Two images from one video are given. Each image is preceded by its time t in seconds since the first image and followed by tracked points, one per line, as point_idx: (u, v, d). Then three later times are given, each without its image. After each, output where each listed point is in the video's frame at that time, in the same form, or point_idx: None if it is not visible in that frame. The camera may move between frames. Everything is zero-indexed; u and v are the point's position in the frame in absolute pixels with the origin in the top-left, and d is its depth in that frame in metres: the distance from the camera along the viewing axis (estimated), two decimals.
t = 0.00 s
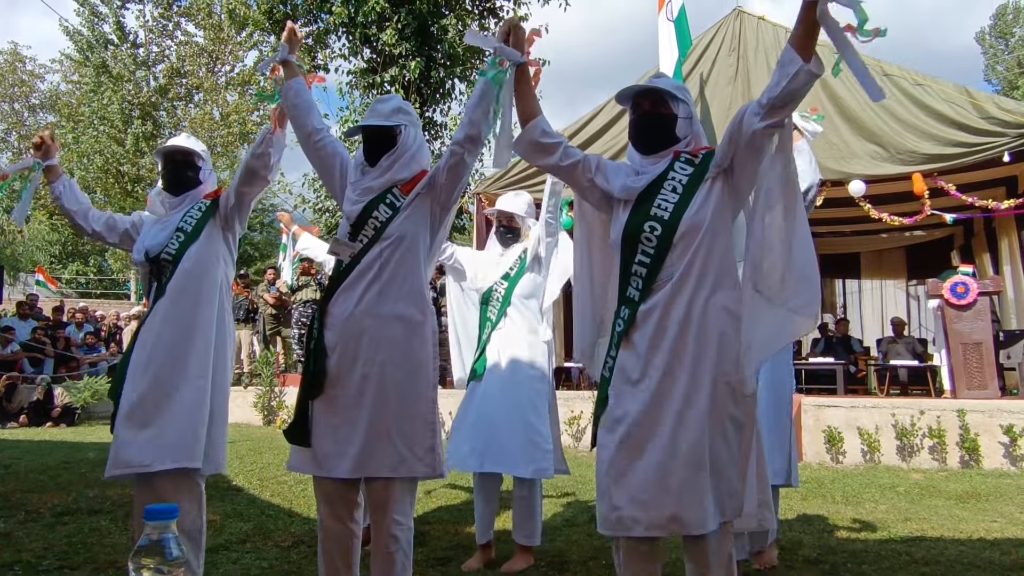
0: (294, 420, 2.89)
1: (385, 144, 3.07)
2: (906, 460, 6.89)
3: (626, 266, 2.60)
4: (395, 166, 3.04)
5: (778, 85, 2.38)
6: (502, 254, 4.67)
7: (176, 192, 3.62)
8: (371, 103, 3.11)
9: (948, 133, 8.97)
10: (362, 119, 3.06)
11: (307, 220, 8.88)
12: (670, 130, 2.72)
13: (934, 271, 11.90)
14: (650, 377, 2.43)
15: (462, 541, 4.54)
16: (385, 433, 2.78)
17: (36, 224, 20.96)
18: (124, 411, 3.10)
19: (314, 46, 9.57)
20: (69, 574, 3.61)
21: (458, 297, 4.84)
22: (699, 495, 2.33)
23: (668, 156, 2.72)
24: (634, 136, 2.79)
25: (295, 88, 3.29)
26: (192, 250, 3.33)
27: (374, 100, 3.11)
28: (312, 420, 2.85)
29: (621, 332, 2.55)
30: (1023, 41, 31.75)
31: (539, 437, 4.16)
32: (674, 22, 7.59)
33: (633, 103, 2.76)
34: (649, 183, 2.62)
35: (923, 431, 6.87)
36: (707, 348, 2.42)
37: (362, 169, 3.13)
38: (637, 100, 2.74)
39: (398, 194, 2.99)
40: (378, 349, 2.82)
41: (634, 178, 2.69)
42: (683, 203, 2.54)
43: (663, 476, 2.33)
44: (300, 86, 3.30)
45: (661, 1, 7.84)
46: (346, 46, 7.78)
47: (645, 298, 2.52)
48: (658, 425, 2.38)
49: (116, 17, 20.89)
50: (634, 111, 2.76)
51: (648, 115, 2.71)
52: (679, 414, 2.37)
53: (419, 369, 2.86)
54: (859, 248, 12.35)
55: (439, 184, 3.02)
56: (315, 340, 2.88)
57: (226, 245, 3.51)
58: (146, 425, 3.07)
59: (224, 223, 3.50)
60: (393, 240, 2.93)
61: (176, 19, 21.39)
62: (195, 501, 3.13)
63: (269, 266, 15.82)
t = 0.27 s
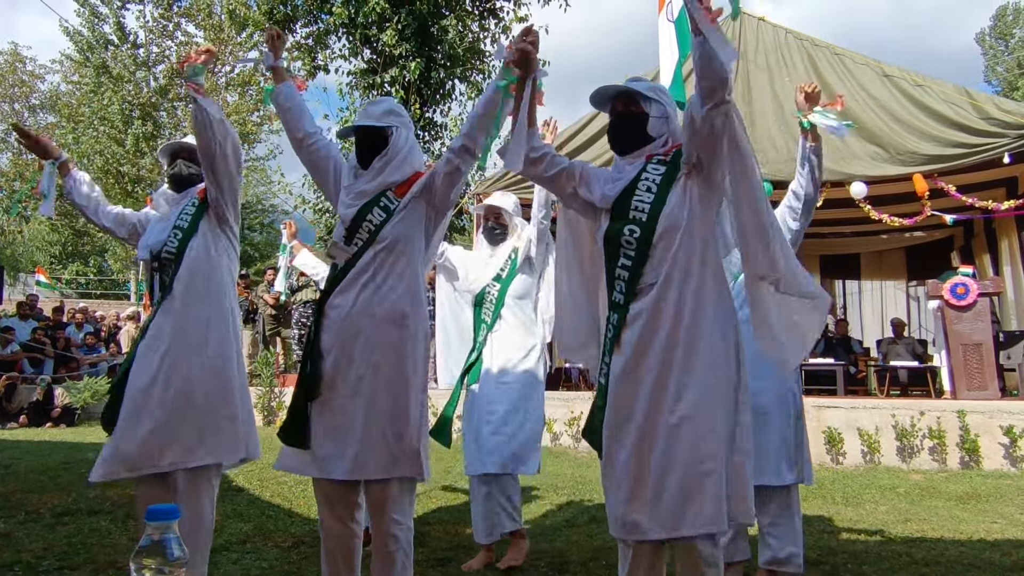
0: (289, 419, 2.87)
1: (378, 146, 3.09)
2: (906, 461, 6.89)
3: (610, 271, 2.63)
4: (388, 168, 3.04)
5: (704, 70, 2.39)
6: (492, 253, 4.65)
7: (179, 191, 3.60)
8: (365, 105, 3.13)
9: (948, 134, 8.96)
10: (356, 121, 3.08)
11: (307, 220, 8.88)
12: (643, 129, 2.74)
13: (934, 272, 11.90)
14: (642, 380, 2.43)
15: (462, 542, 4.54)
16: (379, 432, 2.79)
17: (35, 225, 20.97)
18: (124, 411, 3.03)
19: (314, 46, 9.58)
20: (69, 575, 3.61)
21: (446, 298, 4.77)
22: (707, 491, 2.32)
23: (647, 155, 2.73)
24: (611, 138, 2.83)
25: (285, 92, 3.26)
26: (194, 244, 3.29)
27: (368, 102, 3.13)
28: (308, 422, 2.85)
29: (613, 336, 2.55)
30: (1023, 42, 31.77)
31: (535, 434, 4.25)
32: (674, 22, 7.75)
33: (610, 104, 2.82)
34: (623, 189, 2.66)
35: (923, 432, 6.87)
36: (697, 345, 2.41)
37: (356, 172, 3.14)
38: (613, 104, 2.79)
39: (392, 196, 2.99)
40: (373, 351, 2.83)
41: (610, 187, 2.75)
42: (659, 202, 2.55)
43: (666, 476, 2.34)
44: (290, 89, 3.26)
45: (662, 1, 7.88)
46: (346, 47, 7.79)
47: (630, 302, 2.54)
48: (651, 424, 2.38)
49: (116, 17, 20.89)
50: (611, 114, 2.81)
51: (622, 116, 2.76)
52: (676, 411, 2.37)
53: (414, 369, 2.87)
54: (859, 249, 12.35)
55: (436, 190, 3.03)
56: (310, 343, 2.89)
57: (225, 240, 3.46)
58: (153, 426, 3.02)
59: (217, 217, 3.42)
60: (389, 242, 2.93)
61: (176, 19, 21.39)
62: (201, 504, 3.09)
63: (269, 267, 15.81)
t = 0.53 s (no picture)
0: (288, 424, 2.87)
1: (352, 144, 3.14)
2: (906, 461, 6.88)
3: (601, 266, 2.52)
4: (361, 163, 3.08)
5: (608, 57, 2.43)
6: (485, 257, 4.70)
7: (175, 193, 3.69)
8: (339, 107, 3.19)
9: (948, 135, 8.96)
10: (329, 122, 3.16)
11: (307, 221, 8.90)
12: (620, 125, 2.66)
13: (934, 273, 11.90)
14: (643, 376, 2.32)
15: (461, 542, 4.54)
16: (378, 425, 2.78)
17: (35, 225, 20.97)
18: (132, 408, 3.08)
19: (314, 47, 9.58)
20: None
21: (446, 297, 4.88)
22: (720, 487, 2.20)
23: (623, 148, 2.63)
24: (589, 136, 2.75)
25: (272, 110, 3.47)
26: (178, 234, 3.31)
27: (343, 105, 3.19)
28: (310, 417, 2.86)
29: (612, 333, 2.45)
30: (1023, 43, 31.79)
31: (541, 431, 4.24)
32: (674, 23, 7.92)
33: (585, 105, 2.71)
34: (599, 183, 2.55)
35: (923, 433, 6.87)
36: (698, 335, 2.29)
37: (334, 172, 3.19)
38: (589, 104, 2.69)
39: (367, 187, 3.03)
40: (369, 343, 2.83)
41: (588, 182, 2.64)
42: (636, 188, 2.45)
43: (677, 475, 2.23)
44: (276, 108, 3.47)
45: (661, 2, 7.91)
46: (346, 47, 7.80)
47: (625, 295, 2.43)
48: (657, 422, 2.28)
49: (116, 17, 20.89)
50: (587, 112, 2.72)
51: (599, 115, 2.67)
52: (680, 404, 2.26)
53: (409, 356, 2.86)
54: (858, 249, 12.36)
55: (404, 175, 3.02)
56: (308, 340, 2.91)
57: (215, 227, 3.47)
58: (157, 419, 3.04)
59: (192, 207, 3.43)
60: (369, 230, 2.93)
61: (176, 20, 21.40)
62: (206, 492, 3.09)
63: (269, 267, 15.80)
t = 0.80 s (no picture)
0: (288, 427, 2.89)
1: (337, 153, 3.18)
2: (906, 462, 6.88)
3: (596, 268, 2.53)
4: (344, 167, 3.11)
5: (566, 76, 2.43)
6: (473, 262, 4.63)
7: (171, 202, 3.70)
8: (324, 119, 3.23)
9: (948, 136, 8.95)
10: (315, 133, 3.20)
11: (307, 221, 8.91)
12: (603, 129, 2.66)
13: (933, 273, 11.90)
14: (644, 377, 2.32)
15: (461, 543, 4.54)
16: (373, 426, 2.78)
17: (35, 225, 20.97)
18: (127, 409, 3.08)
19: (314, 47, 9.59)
20: None
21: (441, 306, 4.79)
22: (724, 484, 2.20)
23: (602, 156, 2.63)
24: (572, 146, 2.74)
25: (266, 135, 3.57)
26: (166, 236, 3.31)
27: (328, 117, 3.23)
28: (309, 420, 2.86)
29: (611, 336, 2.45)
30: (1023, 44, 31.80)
31: (551, 435, 4.34)
32: (674, 23, 7.96)
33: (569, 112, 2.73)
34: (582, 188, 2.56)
35: (923, 434, 6.86)
36: (695, 333, 2.28)
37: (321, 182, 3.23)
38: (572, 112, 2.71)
39: (351, 190, 3.04)
40: (360, 342, 2.83)
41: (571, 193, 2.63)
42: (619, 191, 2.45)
43: (681, 473, 2.24)
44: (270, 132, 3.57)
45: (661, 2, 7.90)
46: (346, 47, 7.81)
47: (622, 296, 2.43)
48: (659, 422, 2.28)
49: (116, 18, 20.91)
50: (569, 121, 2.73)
51: (580, 123, 2.68)
52: (681, 402, 2.26)
53: (402, 356, 2.85)
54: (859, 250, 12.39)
55: (388, 179, 3.04)
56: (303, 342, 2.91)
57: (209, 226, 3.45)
58: (148, 420, 3.05)
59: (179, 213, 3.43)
60: (354, 232, 2.92)
61: (176, 20, 21.41)
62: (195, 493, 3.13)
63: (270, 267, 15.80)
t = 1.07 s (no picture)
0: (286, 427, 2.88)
1: (330, 150, 3.20)
2: (906, 463, 6.88)
3: (589, 269, 2.54)
4: (336, 166, 3.15)
5: (563, 76, 2.44)
6: (465, 263, 4.68)
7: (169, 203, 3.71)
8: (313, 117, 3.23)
9: (947, 137, 8.96)
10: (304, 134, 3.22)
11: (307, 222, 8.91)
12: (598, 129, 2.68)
13: (933, 274, 11.91)
14: (637, 378, 2.32)
15: (460, 543, 4.54)
16: (366, 426, 2.78)
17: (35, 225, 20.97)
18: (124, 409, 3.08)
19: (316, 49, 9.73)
20: None
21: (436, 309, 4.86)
22: (716, 486, 2.20)
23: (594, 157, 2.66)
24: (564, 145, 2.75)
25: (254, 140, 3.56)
26: (161, 237, 3.32)
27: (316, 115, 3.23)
28: (304, 420, 2.87)
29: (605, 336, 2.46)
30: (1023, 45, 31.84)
31: (555, 429, 4.34)
32: (673, 24, 7.94)
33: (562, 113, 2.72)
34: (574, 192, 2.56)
35: (922, 434, 6.86)
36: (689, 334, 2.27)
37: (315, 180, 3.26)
38: (564, 110, 2.71)
39: (343, 190, 3.05)
40: (355, 342, 2.83)
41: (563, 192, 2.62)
42: (613, 191, 2.46)
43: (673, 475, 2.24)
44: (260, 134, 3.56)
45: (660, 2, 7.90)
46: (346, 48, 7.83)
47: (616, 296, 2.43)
48: (652, 424, 2.28)
49: (116, 18, 20.92)
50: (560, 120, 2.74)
51: (572, 122, 2.69)
52: (674, 403, 2.26)
53: (394, 355, 2.85)
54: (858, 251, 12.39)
55: (380, 179, 3.04)
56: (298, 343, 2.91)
57: (206, 227, 3.45)
58: (140, 422, 3.05)
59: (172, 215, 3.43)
60: (347, 232, 2.92)
61: (176, 21, 21.42)
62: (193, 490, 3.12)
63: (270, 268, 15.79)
